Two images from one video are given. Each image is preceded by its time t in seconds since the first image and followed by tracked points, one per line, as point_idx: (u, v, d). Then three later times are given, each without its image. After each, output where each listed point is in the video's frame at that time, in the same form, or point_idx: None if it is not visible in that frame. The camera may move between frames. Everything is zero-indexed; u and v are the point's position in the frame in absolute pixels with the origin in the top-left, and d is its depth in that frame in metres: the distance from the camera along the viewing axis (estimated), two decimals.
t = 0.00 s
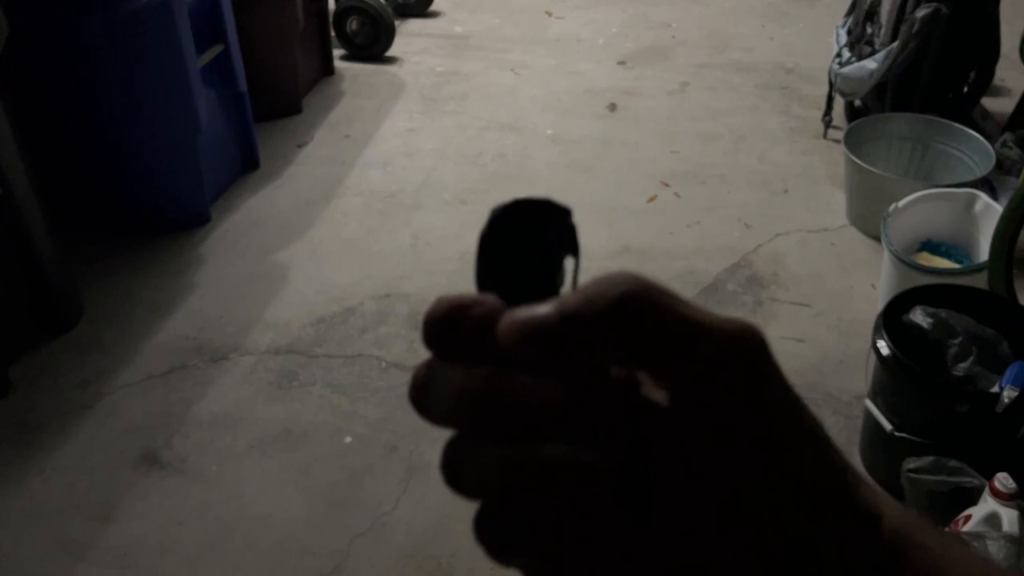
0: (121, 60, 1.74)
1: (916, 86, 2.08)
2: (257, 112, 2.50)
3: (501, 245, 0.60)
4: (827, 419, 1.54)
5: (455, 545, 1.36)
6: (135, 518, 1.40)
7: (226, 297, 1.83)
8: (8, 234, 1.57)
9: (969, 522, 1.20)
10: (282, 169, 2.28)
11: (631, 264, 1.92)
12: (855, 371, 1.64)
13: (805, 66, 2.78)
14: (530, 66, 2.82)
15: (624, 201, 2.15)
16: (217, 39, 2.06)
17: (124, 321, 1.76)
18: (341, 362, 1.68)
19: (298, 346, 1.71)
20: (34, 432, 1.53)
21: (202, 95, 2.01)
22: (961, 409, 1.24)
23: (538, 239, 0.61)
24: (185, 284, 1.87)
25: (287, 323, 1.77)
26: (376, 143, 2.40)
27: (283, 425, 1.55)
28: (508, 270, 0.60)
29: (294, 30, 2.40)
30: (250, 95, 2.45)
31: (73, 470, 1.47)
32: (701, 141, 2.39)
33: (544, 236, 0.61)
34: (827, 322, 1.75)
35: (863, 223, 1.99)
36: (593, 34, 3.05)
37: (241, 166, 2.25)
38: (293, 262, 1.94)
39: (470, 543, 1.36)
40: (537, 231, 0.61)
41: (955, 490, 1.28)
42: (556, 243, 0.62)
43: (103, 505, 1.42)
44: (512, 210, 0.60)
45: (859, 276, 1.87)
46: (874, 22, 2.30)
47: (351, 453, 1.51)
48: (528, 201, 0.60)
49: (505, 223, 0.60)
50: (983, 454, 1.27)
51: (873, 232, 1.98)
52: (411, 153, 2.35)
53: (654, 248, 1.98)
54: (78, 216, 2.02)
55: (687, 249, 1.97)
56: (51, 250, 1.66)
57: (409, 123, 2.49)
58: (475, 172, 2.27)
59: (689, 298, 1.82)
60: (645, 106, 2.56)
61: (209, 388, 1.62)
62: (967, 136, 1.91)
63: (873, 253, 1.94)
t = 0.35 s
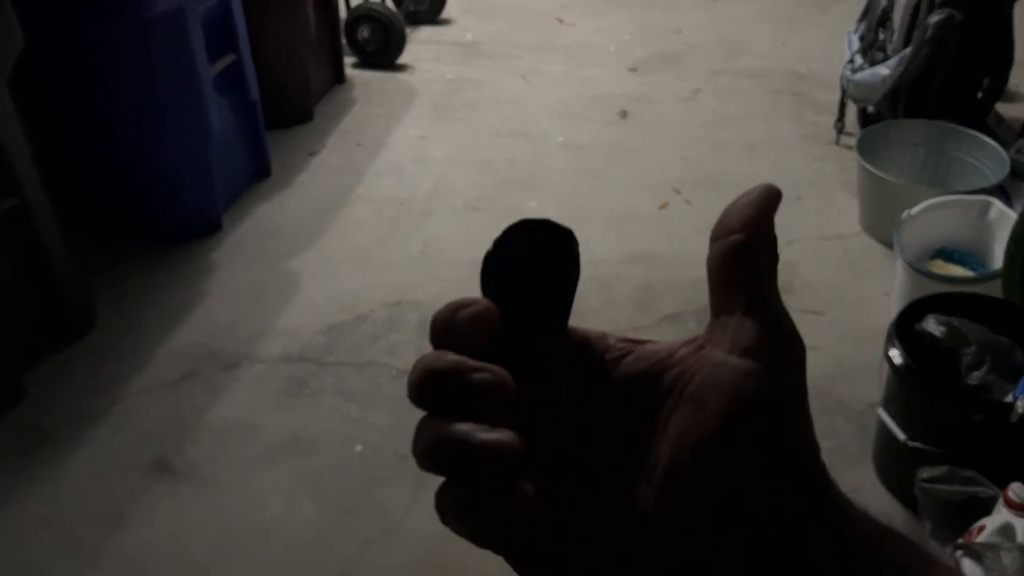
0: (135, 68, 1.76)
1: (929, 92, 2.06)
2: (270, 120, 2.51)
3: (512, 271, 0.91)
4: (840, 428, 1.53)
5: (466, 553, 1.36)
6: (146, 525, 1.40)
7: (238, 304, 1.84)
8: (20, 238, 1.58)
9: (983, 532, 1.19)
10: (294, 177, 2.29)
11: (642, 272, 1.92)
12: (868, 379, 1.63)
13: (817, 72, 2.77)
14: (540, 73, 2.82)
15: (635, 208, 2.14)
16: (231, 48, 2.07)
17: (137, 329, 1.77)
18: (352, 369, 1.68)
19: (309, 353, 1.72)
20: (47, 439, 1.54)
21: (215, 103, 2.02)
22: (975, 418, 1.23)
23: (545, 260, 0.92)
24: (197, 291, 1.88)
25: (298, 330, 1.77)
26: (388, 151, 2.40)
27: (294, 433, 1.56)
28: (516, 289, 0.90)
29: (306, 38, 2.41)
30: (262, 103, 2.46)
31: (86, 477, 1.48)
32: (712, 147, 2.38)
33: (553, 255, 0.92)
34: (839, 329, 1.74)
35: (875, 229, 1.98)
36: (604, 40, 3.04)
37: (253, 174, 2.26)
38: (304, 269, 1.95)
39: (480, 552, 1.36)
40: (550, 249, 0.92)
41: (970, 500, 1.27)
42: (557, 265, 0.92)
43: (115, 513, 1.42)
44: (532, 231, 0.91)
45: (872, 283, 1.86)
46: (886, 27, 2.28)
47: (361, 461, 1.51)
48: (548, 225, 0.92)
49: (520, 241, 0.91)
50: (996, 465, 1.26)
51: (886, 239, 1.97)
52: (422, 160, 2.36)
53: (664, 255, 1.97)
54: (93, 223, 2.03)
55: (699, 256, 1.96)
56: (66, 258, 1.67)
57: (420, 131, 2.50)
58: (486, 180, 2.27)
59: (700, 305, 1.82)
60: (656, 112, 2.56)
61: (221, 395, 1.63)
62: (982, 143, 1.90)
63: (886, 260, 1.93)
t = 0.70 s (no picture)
0: (145, 72, 1.77)
1: (941, 94, 2.05)
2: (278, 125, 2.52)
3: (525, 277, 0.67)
4: (851, 433, 1.52)
5: (474, 558, 1.35)
6: (154, 529, 1.40)
7: (246, 308, 1.84)
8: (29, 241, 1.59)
9: (996, 538, 1.17)
10: (302, 181, 2.29)
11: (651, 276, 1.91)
12: (878, 383, 1.61)
13: (826, 75, 2.76)
14: (548, 77, 2.82)
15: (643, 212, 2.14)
16: (239, 52, 2.08)
17: (146, 333, 1.78)
18: (360, 374, 1.68)
19: (318, 357, 1.72)
20: (56, 443, 1.54)
21: (223, 106, 2.03)
22: (987, 423, 1.22)
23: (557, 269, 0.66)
24: (205, 296, 1.88)
25: (307, 335, 1.77)
26: (396, 155, 2.40)
27: (302, 437, 1.55)
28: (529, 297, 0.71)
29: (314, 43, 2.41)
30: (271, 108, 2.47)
31: (95, 481, 1.48)
32: (722, 151, 2.38)
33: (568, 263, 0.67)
34: (850, 333, 1.73)
35: (886, 233, 1.97)
36: (613, 44, 3.04)
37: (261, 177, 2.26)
38: (313, 274, 1.95)
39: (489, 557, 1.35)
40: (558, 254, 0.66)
41: (982, 506, 1.25)
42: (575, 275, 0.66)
43: (123, 517, 1.42)
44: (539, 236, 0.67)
45: (882, 287, 1.85)
46: (896, 31, 2.28)
47: (369, 465, 1.50)
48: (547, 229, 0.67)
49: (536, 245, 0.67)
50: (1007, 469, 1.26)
51: (896, 243, 1.96)
52: (430, 164, 2.36)
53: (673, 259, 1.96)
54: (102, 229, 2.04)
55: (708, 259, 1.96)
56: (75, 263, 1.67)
57: (427, 134, 2.50)
58: (494, 184, 2.27)
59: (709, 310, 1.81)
60: (665, 116, 2.56)
61: (230, 399, 1.63)
62: (993, 146, 1.89)
63: (897, 264, 1.92)
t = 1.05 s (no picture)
0: (155, 78, 1.78)
1: (949, 97, 2.05)
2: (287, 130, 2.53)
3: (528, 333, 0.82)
4: (858, 438, 1.52)
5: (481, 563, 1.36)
6: (163, 532, 1.41)
7: (255, 313, 1.85)
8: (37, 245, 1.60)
9: (1004, 544, 1.17)
10: (310, 186, 2.31)
11: (658, 281, 1.92)
12: (885, 388, 1.61)
13: (834, 80, 2.76)
14: (555, 82, 2.83)
15: (650, 217, 2.14)
16: (249, 58, 2.09)
17: (155, 337, 1.79)
18: (368, 378, 1.69)
19: (326, 362, 1.73)
20: (67, 447, 1.56)
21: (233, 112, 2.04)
22: (995, 428, 1.22)
23: (563, 279, 0.97)
24: (214, 300, 1.89)
25: (315, 339, 1.78)
26: (404, 160, 2.42)
27: (310, 442, 1.56)
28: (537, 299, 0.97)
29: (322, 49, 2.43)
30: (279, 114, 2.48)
31: (104, 485, 1.49)
32: (729, 155, 2.38)
33: (570, 273, 0.96)
34: (857, 338, 1.73)
35: (892, 238, 1.97)
36: (619, 49, 3.05)
37: (270, 183, 2.27)
38: (321, 279, 1.96)
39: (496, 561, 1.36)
40: (564, 265, 0.96)
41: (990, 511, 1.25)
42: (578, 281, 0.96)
43: (133, 520, 1.43)
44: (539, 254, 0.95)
45: (889, 292, 1.85)
46: (903, 36, 2.27)
47: (376, 469, 1.51)
48: (552, 244, 0.95)
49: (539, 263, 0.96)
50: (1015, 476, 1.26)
51: (904, 248, 1.96)
52: (438, 170, 2.37)
53: (680, 264, 1.97)
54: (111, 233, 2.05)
55: (715, 265, 1.96)
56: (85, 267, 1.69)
57: (435, 140, 2.51)
58: (501, 189, 2.27)
59: (716, 315, 1.81)
60: (671, 121, 2.56)
61: (239, 403, 1.64)
62: (1000, 151, 1.89)
63: (905, 269, 1.91)
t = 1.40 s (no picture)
0: (163, 84, 1.79)
1: (954, 101, 2.05)
2: (294, 135, 2.54)
3: (551, 322, 0.66)
4: (864, 441, 1.52)
5: (487, 566, 1.37)
6: (172, 535, 1.42)
7: (262, 316, 1.86)
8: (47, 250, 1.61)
9: (1012, 548, 1.16)
10: (317, 190, 2.32)
11: (663, 285, 1.92)
12: (891, 392, 1.62)
13: (839, 84, 2.77)
14: (561, 87, 2.84)
15: (656, 221, 2.15)
16: (256, 64, 2.10)
17: (164, 340, 1.80)
18: (375, 382, 1.70)
19: (333, 365, 1.74)
20: (76, 449, 1.57)
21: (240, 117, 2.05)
22: (1002, 432, 1.22)
23: (589, 301, 0.65)
24: (221, 304, 1.90)
25: (322, 343, 1.79)
26: (410, 165, 2.43)
27: (317, 445, 1.57)
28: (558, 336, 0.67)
29: (329, 54, 2.44)
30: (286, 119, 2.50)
31: (113, 487, 1.50)
32: (734, 159, 2.38)
33: (598, 293, 0.64)
34: (863, 342, 1.73)
35: (898, 241, 1.97)
36: (625, 54, 3.06)
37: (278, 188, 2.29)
38: (327, 282, 1.97)
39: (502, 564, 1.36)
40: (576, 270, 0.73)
41: (997, 515, 1.24)
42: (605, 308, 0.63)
43: (142, 523, 1.44)
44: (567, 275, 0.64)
45: (894, 295, 1.85)
46: (907, 40, 2.28)
47: (383, 472, 1.52)
48: (582, 263, 0.63)
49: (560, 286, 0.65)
50: None
51: (910, 252, 1.96)
52: (444, 174, 2.38)
53: (686, 267, 1.97)
54: (120, 238, 2.07)
55: (720, 268, 1.96)
56: (95, 273, 1.70)
57: (441, 144, 2.52)
58: (507, 193, 2.28)
59: (722, 318, 1.81)
60: (676, 125, 2.57)
61: (246, 406, 1.65)
62: (1007, 155, 1.89)
63: (910, 272, 1.92)
